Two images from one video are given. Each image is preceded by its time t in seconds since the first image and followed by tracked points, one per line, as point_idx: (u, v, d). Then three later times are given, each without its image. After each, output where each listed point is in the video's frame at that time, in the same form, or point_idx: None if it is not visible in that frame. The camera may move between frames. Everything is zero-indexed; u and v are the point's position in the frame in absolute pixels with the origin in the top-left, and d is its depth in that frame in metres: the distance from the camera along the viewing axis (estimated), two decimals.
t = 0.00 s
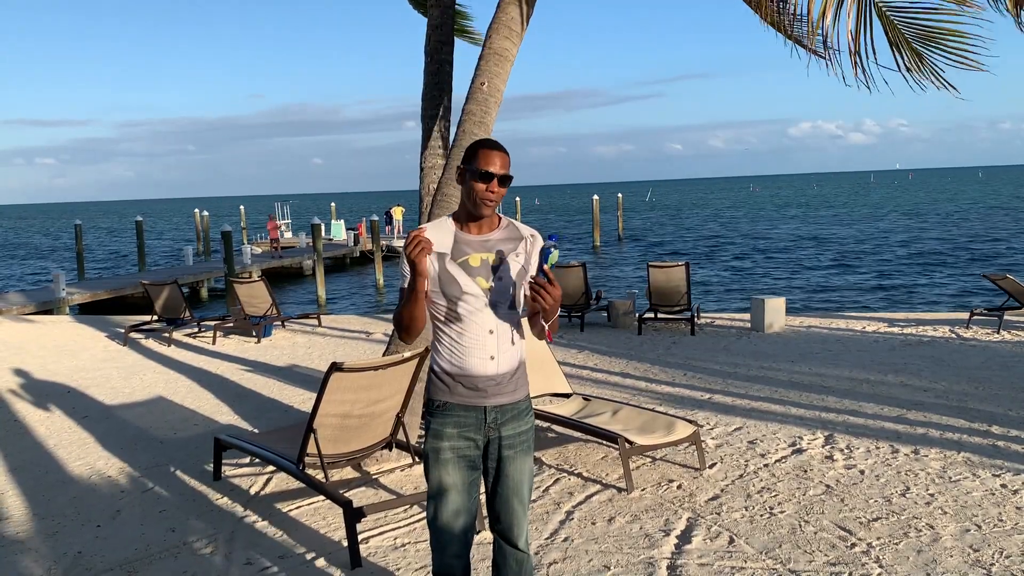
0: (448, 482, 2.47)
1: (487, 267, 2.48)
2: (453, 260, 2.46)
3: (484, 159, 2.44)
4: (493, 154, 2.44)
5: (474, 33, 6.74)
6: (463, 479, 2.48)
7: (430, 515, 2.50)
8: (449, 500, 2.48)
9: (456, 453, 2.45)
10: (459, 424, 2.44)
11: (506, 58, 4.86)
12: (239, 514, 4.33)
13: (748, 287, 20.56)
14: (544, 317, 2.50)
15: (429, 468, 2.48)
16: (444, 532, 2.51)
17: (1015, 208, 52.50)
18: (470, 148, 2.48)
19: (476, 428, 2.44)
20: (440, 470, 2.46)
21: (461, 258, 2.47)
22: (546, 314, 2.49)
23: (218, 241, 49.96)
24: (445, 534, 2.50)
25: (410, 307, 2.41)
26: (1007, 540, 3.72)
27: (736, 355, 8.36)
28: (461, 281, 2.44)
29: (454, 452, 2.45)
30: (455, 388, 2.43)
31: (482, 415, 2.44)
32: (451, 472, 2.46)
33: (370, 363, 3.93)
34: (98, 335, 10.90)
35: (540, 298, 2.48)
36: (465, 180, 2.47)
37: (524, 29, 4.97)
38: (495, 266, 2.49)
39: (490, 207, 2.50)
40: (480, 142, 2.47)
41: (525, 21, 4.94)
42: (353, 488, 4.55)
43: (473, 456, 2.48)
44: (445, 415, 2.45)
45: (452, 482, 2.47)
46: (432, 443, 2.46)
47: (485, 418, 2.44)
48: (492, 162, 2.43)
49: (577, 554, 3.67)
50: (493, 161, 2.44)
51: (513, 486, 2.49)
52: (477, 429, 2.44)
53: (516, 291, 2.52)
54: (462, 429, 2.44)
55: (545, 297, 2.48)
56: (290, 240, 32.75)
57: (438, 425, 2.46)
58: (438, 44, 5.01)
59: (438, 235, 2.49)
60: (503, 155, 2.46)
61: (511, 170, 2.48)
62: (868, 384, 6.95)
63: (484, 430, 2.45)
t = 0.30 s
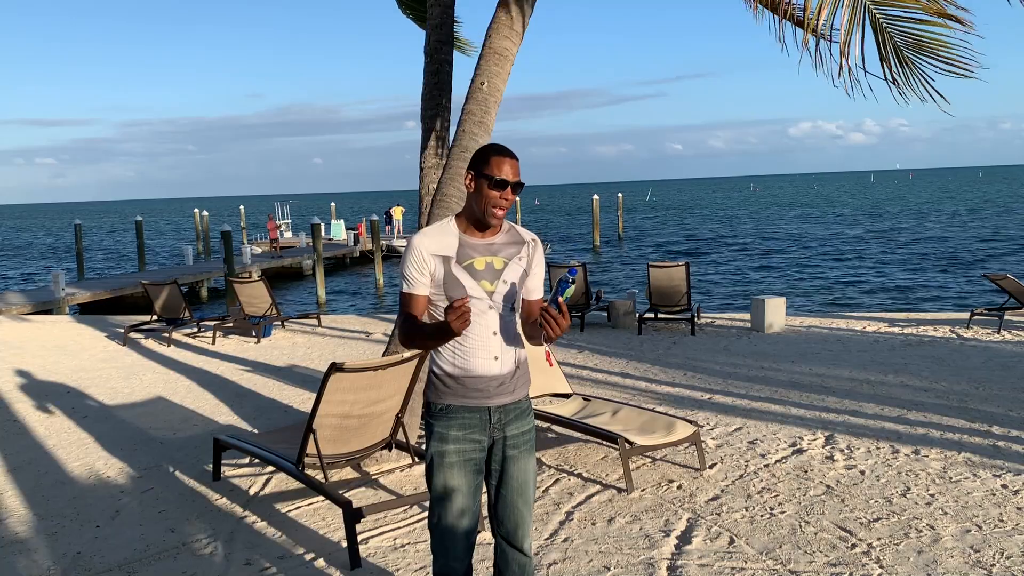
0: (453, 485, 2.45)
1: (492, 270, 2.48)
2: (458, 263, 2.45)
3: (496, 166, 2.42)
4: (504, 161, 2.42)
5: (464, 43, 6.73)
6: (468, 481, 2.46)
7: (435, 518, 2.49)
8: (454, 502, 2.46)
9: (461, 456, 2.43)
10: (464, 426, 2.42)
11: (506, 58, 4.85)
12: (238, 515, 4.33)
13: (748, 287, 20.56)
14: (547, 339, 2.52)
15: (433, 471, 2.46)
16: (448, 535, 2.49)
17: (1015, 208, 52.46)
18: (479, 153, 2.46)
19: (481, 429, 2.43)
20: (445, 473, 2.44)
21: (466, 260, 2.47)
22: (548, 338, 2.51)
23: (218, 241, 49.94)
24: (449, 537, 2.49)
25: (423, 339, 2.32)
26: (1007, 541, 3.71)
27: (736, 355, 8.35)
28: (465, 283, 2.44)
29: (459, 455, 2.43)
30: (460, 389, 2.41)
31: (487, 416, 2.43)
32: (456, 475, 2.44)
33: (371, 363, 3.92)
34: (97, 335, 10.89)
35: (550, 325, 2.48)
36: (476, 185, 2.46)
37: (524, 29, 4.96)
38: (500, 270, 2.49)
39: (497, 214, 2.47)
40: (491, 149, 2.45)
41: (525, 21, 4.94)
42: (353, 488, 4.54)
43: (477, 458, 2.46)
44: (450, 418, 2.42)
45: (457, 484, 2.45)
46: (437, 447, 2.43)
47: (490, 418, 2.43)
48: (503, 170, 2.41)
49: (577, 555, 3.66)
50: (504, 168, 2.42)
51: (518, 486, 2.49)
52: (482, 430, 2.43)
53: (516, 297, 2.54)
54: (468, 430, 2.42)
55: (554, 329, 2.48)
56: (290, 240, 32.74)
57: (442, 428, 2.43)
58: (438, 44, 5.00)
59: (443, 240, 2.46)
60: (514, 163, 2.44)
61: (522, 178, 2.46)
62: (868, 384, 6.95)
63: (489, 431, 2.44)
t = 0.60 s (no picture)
0: (446, 482, 2.46)
1: (487, 268, 2.49)
2: (452, 259, 2.48)
3: (473, 156, 2.43)
4: (482, 150, 2.44)
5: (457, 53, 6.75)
6: (462, 479, 2.47)
7: (430, 516, 2.50)
8: (447, 499, 2.48)
9: (454, 453, 2.45)
10: (456, 424, 2.44)
11: (506, 58, 4.86)
12: (239, 514, 4.33)
13: (748, 287, 20.55)
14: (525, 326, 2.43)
15: (427, 469, 2.48)
16: (443, 532, 2.50)
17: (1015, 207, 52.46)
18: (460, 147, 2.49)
19: (474, 428, 2.44)
20: (438, 470, 2.46)
21: (461, 258, 2.48)
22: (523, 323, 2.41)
23: (218, 241, 49.94)
24: (444, 535, 2.51)
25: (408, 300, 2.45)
26: (1007, 540, 3.72)
27: (736, 355, 8.35)
28: (457, 279, 2.45)
29: (452, 452, 2.44)
30: (454, 388, 2.42)
31: (480, 415, 2.43)
32: (449, 472, 2.46)
33: (371, 362, 3.93)
34: (97, 335, 10.89)
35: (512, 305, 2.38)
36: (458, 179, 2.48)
37: (523, 29, 4.97)
38: (495, 267, 2.49)
39: (484, 204, 2.49)
40: (470, 141, 2.48)
41: (525, 21, 4.94)
42: (354, 488, 4.54)
43: (471, 456, 2.47)
44: (442, 415, 2.44)
45: (451, 482, 2.46)
46: (430, 443, 2.45)
47: (483, 418, 2.43)
48: (481, 158, 2.43)
49: (578, 554, 3.66)
50: (482, 157, 2.44)
51: (512, 486, 2.49)
52: (475, 429, 2.44)
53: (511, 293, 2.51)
54: (460, 429, 2.44)
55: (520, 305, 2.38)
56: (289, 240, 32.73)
57: (436, 425, 2.45)
58: (438, 44, 5.01)
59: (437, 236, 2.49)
60: (493, 150, 2.46)
61: (502, 165, 2.47)
62: (868, 384, 6.94)
63: (482, 430, 2.45)
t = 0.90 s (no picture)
0: (437, 480, 2.48)
1: (477, 267, 2.47)
2: (443, 259, 2.49)
3: (457, 154, 2.45)
4: (466, 148, 2.45)
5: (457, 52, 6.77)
6: (453, 478, 2.49)
7: (423, 514, 2.52)
8: (439, 497, 2.49)
9: (445, 452, 2.46)
10: (447, 423, 2.45)
11: (506, 58, 4.86)
12: (238, 514, 4.33)
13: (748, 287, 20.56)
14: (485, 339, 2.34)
15: (419, 467, 2.50)
16: (436, 531, 2.52)
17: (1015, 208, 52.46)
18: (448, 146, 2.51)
19: (464, 428, 2.44)
20: (429, 468, 2.48)
21: (451, 257, 2.48)
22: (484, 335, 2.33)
23: (218, 241, 49.95)
24: (437, 534, 2.52)
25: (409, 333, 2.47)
26: (1007, 540, 3.72)
27: (735, 355, 8.36)
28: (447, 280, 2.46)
29: (442, 451, 2.46)
30: (444, 386, 2.43)
31: (470, 416, 2.43)
32: (439, 470, 2.48)
33: (371, 362, 3.93)
34: (97, 335, 10.89)
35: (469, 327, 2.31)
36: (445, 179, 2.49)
37: (523, 29, 4.97)
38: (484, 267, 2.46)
39: (472, 204, 2.48)
40: (456, 140, 2.50)
41: (525, 21, 4.94)
42: (353, 488, 4.54)
43: (462, 456, 2.48)
44: (433, 414, 2.46)
45: (442, 481, 2.48)
46: (421, 442, 2.48)
47: (472, 418, 2.43)
48: (465, 155, 2.44)
49: (577, 554, 3.67)
50: (466, 154, 2.45)
51: (504, 486, 2.48)
52: (465, 428, 2.44)
53: (502, 294, 2.48)
54: (450, 428, 2.45)
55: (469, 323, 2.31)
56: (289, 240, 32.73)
57: (427, 424, 2.47)
58: (438, 44, 5.01)
59: (430, 235, 2.51)
60: (478, 147, 2.47)
61: (488, 162, 2.48)
62: (868, 384, 6.95)
63: (472, 430, 2.45)
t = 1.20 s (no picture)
0: (440, 481, 2.48)
1: (477, 267, 2.47)
2: (443, 260, 2.47)
3: (466, 158, 2.43)
4: (475, 153, 2.43)
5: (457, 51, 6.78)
6: (456, 478, 2.48)
7: (425, 515, 2.51)
8: (440, 498, 2.49)
9: (448, 452, 2.46)
10: (450, 423, 2.44)
11: (506, 58, 4.86)
12: (239, 515, 4.33)
13: (748, 287, 20.57)
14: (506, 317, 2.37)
15: (421, 468, 2.49)
16: (438, 531, 2.51)
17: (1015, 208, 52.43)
18: (452, 148, 2.48)
19: (466, 427, 2.44)
20: (432, 468, 2.47)
21: (451, 258, 2.47)
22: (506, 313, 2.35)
23: (218, 241, 49.94)
24: (439, 535, 2.51)
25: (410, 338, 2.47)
26: (1008, 541, 3.72)
27: (736, 355, 8.36)
28: (448, 280, 2.45)
29: (445, 451, 2.45)
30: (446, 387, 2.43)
31: (472, 415, 2.44)
32: (442, 470, 2.47)
33: (371, 363, 3.93)
34: (97, 336, 10.89)
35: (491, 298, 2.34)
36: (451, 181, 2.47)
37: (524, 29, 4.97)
38: (484, 267, 2.47)
39: (481, 206, 2.48)
40: (461, 142, 2.47)
41: (526, 21, 4.94)
42: (353, 488, 4.54)
43: (464, 455, 2.47)
44: (436, 414, 2.45)
45: (444, 481, 2.47)
46: (423, 442, 2.47)
47: (475, 417, 2.44)
48: (473, 161, 2.42)
49: (578, 555, 3.66)
50: (474, 159, 2.43)
51: (506, 485, 2.48)
52: (467, 428, 2.45)
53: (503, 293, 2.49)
54: (453, 428, 2.44)
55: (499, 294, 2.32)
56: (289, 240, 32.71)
57: (429, 424, 2.46)
58: (438, 44, 5.01)
59: (430, 235, 2.49)
60: (486, 152, 2.45)
61: (494, 166, 2.46)
62: (868, 384, 6.96)
63: (474, 429, 2.45)
